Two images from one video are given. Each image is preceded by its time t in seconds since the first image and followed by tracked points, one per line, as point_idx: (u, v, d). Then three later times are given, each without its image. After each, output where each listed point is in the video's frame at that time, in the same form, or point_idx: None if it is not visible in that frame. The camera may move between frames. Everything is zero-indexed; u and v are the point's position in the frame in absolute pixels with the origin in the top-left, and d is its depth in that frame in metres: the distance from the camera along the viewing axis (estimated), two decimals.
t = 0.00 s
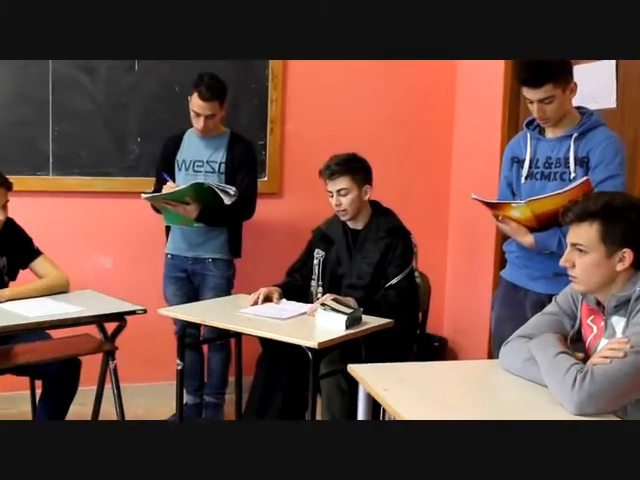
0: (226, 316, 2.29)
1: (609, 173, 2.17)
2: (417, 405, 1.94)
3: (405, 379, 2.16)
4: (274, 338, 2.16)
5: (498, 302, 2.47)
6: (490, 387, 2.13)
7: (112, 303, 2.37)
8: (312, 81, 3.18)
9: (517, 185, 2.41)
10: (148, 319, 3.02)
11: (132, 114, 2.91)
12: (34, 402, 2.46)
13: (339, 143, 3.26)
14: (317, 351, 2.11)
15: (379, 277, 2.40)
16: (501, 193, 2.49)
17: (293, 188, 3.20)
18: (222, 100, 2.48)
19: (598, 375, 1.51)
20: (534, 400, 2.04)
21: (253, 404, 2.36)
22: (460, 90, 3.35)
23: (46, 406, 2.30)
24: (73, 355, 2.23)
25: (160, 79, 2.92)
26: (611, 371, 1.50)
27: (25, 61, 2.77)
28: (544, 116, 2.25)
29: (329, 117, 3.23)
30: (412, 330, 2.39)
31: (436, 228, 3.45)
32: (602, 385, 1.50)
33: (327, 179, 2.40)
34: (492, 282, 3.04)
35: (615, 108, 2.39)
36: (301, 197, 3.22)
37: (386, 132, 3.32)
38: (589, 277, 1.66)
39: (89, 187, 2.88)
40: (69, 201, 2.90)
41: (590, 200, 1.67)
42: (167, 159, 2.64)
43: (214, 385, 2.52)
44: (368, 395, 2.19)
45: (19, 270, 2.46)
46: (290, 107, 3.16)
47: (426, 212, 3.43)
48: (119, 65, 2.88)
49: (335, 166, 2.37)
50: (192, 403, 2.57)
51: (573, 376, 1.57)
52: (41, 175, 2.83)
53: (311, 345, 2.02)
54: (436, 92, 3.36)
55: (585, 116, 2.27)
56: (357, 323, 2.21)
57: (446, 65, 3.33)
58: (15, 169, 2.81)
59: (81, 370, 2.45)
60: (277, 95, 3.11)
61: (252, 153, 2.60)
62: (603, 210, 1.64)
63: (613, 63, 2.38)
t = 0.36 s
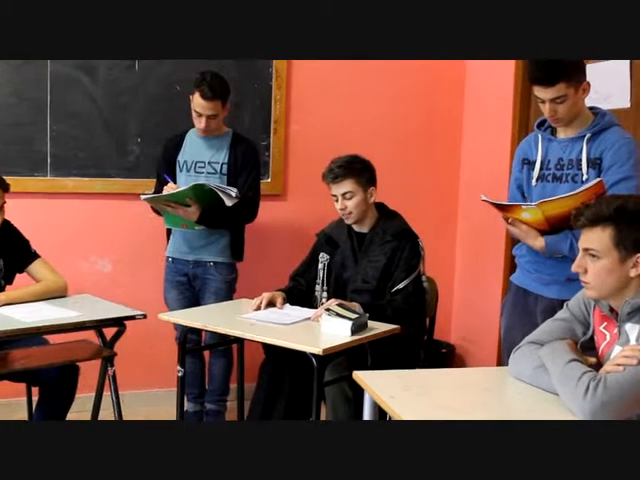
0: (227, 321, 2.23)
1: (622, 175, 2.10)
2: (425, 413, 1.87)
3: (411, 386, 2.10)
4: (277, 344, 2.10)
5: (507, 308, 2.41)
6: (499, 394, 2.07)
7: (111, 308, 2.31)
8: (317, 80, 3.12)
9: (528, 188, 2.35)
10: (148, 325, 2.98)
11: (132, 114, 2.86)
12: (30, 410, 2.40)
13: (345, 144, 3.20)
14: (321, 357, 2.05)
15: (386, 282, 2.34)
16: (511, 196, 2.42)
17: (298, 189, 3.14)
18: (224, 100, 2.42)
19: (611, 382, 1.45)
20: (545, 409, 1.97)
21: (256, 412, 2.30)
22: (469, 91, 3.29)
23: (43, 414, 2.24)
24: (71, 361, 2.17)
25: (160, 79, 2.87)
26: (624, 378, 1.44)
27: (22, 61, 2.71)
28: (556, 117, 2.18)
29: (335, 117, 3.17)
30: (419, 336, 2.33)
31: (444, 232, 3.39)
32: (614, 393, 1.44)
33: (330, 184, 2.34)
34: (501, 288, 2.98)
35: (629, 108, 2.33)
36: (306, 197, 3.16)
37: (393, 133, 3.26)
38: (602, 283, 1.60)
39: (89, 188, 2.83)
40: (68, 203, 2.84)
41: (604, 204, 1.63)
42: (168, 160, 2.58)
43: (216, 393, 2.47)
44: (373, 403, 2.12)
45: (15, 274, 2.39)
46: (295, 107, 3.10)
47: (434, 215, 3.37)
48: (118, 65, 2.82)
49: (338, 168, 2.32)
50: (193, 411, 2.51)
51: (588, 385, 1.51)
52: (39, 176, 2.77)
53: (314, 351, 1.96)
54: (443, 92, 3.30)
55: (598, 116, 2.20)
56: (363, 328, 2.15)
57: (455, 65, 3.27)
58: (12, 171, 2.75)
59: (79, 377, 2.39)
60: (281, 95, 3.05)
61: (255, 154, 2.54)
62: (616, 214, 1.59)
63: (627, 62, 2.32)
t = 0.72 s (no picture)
0: (219, 321, 2.15)
1: (629, 171, 2.02)
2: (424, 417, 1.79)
3: (409, 389, 2.01)
4: (270, 345, 2.02)
5: (509, 307, 2.33)
6: (501, 397, 1.99)
7: (99, 308, 2.22)
8: (313, 73, 3.04)
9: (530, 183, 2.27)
10: (137, 326, 2.91)
11: (121, 107, 2.78)
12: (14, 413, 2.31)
13: (341, 139, 3.12)
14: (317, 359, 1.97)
15: (384, 281, 2.26)
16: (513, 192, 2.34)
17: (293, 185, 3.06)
18: (217, 92, 2.34)
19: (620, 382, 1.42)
20: (550, 413, 1.89)
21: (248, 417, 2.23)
22: (470, 86, 3.21)
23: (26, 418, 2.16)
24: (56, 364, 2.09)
25: (150, 71, 2.80)
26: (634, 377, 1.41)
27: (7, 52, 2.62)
28: (561, 110, 2.10)
29: (331, 112, 3.09)
30: (418, 337, 2.25)
31: (442, 231, 3.31)
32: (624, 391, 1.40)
33: (327, 179, 2.26)
34: (504, 287, 2.91)
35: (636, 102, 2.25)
36: (303, 194, 3.08)
37: (391, 129, 3.18)
38: (609, 283, 1.54)
39: (76, 183, 2.75)
40: (54, 200, 2.76)
41: (609, 201, 1.57)
42: (158, 155, 2.49)
43: (207, 396, 2.39)
44: (370, 407, 2.04)
45: None
46: (290, 101, 3.02)
47: (435, 213, 3.29)
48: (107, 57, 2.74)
49: (335, 163, 2.24)
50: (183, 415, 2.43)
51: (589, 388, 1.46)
52: (24, 172, 2.68)
53: (310, 352, 1.88)
54: (443, 88, 3.22)
55: (604, 110, 2.12)
56: (360, 330, 2.07)
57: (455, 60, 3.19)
58: None
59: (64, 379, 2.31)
60: (275, 86, 2.96)
61: (248, 148, 2.46)
62: (622, 212, 1.54)
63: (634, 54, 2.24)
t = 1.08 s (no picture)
0: (215, 325, 2.07)
1: None
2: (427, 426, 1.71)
3: (412, 396, 1.93)
4: (268, 350, 1.94)
5: (516, 312, 2.25)
6: (508, 403, 1.90)
7: (92, 311, 2.15)
8: (313, 69, 2.97)
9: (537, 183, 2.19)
10: (132, 329, 2.83)
11: (115, 103, 2.71)
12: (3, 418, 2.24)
13: (342, 137, 3.04)
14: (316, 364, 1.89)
15: (386, 284, 2.18)
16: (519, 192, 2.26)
17: (292, 185, 2.99)
18: (213, 87, 2.27)
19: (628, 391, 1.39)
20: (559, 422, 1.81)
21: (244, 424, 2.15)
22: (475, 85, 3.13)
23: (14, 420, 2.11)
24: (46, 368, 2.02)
25: (144, 65, 2.72)
26: None
27: None
28: (571, 107, 2.02)
29: (332, 109, 3.01)
30: (422, 342, 2.17)
31: (446, 232, 3.23)
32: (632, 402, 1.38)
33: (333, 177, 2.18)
34: (510, 291, 2.84)
35: None
36: (301, 193, 3.01)
37: (394, 128, 3.11)
38: (619, 288, 1.47)
39: (70, 181, 2.68)
40: (45, 197, 2.69)
41: (619, 201, 1.50)
42: (152, 152, 2.42)
43: (202, 401, 2.33)
44: (372, 414, 1.96)
45: None
46: (290, 98, 2.94)
47: (439, 214, 3.21)
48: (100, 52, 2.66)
49: (342, 160, 2.16)
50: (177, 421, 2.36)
51: (599, 395, 1.42)
52: (13, 169, 2.62)
53: (310, 357, 1.80)
54: (448, 86, 3.15)
55: (615, 106, 2.05)
56: (361, 334, 1.99)
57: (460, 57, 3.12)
58: None
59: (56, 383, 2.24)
60: (274, 82, 2.90)
61: (246, 146, 2.38)
62: (634, 213, 1.46)
63: None
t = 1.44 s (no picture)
0: (211, 330, 2.00)
1: None
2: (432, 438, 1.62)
3: (415, 404, 1.85)
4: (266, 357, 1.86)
5: (523, 317, 2.17)
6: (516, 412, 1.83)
7: (84, 315, 2.07)
8: (313, 67, 2.89)
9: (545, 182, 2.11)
10: (125, 334, 2.77)
11: (108, 100, 2.64)
12: None
13: (343, 137, 2.96)
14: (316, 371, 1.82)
15: (389, 288, 2.11)
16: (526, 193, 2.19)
17: (292, 185, 2.91)
18: (210, 83, 2.20)
19: None
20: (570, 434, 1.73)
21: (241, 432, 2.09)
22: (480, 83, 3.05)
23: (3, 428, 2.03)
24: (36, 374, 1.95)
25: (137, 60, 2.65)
26: None
27: None
28: (582, 103, 1.95)
29: (333, 107, 2.93)
30: (426, 348, 2.09)
31: (450, 234, 3.16)
32: None
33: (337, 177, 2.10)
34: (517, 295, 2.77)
35: None
36: (302, 193, 2.93)
37: (396, 128, 3.03)
38: (631, 292, 1.43)
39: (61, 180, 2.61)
40: (34, 197, 2.62)
41: (631, 202, 1.45)
42: (147, 151, 2.35)
43: (199, 409, 2.26)
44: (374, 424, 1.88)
45: None
46: (289, 96, 2.87)
47: (442, 215, 3.14)
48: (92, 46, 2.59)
49: (347, 160, 2.09)
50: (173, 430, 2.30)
51: (609, 404, 1.43)
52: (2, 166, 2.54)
53: (310, 364, 1.73)
54: (452, 85, 3.07)
55: (627, 104, 1.97)
56: (363, 340, 1.91)
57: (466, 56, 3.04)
58: None
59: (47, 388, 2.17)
60: (273, 76, 2.83)
61: (244, 144, 2.31)
62: None
63: None
